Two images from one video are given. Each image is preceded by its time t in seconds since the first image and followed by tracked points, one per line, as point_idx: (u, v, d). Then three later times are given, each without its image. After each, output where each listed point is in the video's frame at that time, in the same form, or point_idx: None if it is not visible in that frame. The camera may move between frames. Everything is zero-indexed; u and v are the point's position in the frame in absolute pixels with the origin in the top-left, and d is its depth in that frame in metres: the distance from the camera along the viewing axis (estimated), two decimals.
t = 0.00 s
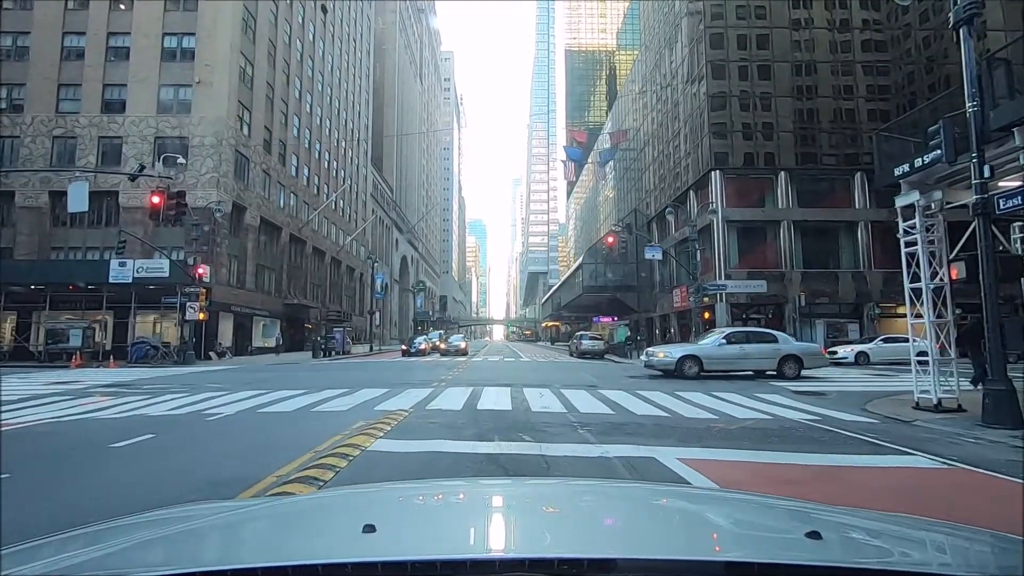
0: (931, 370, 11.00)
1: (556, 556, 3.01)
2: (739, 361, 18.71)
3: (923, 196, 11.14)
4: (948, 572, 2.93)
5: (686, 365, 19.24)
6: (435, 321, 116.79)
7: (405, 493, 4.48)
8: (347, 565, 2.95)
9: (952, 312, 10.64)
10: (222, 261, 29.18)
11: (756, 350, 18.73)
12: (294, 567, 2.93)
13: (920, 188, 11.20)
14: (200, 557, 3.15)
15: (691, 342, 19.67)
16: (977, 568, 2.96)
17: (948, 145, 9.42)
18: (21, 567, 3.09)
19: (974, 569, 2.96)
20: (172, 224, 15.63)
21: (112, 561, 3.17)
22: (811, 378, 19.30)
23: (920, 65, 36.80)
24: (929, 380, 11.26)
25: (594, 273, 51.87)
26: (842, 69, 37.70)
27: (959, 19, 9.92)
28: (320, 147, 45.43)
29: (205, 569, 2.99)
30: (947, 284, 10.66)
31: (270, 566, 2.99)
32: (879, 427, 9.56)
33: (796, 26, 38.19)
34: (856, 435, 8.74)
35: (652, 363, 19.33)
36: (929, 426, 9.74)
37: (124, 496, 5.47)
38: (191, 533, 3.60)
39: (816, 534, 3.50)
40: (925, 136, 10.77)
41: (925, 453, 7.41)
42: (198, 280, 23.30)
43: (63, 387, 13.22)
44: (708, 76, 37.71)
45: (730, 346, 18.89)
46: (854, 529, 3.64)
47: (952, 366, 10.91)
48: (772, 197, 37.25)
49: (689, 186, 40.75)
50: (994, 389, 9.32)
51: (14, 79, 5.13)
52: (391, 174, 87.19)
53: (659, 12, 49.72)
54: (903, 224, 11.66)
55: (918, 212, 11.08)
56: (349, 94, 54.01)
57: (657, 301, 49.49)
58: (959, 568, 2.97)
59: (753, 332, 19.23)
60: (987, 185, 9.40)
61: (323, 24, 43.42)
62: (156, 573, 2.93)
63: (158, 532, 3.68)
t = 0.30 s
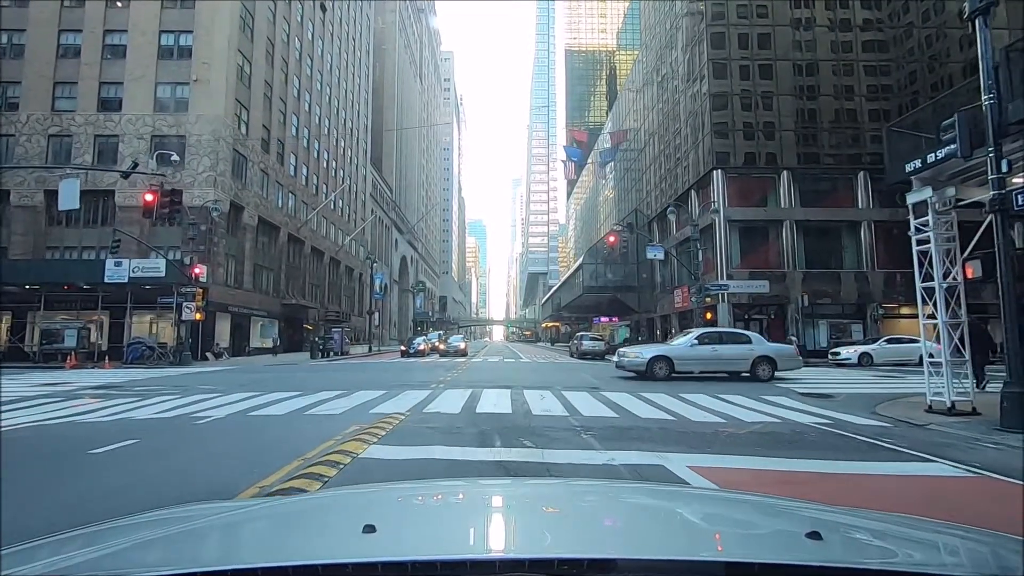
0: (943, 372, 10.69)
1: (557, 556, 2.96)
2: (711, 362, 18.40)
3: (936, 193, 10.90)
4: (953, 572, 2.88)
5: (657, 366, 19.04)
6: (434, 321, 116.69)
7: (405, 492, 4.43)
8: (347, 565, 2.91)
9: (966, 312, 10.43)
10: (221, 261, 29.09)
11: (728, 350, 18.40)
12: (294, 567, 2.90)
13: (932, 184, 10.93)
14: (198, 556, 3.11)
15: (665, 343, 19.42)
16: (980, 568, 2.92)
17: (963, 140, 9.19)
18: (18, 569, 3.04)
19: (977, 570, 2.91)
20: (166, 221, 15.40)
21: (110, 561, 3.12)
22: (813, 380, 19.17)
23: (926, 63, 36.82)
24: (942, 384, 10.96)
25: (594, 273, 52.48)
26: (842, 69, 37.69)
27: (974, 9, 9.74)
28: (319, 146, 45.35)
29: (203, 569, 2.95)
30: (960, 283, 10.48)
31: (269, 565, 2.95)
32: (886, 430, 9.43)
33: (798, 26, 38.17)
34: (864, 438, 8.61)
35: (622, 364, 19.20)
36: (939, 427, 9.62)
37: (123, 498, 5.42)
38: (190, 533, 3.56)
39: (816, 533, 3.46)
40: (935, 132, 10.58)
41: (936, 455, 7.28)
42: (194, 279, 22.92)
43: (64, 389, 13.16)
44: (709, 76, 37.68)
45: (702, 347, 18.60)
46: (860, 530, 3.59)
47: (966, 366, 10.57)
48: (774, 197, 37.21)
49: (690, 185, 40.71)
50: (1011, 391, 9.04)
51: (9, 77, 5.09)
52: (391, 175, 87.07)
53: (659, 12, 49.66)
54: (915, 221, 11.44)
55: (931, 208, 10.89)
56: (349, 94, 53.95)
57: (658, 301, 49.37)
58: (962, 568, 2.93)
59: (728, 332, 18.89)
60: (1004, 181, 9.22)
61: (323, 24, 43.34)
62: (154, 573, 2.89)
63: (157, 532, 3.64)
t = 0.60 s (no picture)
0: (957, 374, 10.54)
1: (556, 556, 2.92)
2: (678, 362, 18.27)
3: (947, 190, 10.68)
4: (956, 574, 2.84)
5: (624, 366, 18.87)
6: (433, 321, 116.57)
7: (404, 493, 4.37)
8: (346, 565, 2.88)
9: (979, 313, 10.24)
10: (221, 262, 28.98)
11: (695, 351, 18.28)
12: (294, 567, 2.87)
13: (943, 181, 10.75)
14: (196, 556, 3.07)
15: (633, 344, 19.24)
16: (984, 570, 2.88)
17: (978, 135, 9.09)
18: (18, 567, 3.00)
19: (980, 571, 2.87)
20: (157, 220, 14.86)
21: (108, 561, 3.08)
22: (812, 381, 19.13)
23: (928, 62, 37.15)
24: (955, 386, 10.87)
25: (594, 273, 52.73)
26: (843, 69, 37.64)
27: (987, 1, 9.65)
28: (317, 146, 45.35)
29: (202, 568, 2.91)
30: (972, 282, 10.34)
31: (269, 565, 2.91)
32: (896, 433, 9.32)
33: (798, 26, 38.11)
34: (876, 441, 8.53)
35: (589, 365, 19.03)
36: (955, 431, 9.49)
37: (118, 500, 5.33)
38: (190, 532, 3.53)
39: (816, 534, 3.42)
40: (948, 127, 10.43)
41: (950, 460, 7.17)
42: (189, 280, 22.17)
43: (65, 391, 13.11)
44: (711, 75, 37.65)
45: (669, 347, 18.47)
46: (863, 531, 3.55)
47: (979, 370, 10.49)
48: (776, 196, 37.16)
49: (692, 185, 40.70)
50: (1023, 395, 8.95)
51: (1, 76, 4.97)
52: (390, 175, 86.92)
53: (660, 12, 49.58)
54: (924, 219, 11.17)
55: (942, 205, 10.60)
56: (349, 95, 53.96)
57: (658, 301, 49.31)
58: (966, 569, 2.88)
59: (696, 332, 18.75)
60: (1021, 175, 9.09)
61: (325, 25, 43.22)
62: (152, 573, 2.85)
63: (157, 532, 3.60)
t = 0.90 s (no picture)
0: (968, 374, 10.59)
1: (556, 556, 2.90)
2: (643, 363, 18.18)
3: (958, 185, 10.84)
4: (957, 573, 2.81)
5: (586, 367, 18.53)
6: (433, 321, 116.44)
7: (403, 493, 4.33)
8: (346, 565, 2.84)
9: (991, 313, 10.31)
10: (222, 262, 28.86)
11: (659, 351, 18.25)
12: (293, 567, 2.84)
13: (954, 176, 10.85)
14: (197, 557, 3.04)
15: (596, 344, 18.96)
16: (982, 569, 2.86)
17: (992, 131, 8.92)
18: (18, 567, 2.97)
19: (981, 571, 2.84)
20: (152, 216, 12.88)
21: (108, 562, 3.04)
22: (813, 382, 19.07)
23: (931, 60, 37.10)
24: (966, 386, 10.88)
25: (594, 273, 53.03)
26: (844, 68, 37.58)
27: None
28: (317, 146, 45.27)
29: (202, 568, 2.88)
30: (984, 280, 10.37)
31: (269, 565, 2.88)
32: (906, 437, 9.23)
33: (800, 24, 38.03)
34: (888, 444, 8.46)
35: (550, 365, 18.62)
36: (967, 433, 9.41)
37: (116, 502, 5.27)
38: (190, 532, 3.49)
39: (815, 534, 3.39)
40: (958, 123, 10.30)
41: (963, 462, 7.09)
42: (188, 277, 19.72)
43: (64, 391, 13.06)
44: (712, 73, 37.66)
45: (633, 347, 18.37)
46: (866, 532, 3.50)
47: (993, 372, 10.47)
48: (778, 194, 37.08)
49: (693, 183, 40.71)
50: None
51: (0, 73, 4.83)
52: (390, 175, 86.79)
53: (660, 11, 49.52)
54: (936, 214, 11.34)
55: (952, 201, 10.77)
56: (349, 94, 53.90)
57: (659, 301, 49.26)
58: (967, 569, 2.85)
59: (661, 331, 18.70)
60: None
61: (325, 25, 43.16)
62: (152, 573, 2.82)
63: (159, 531, 3.57)
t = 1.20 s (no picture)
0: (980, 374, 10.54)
1: (556, 557, 2.87)
2: (605, 363, 17.87)
3: (968, 180, 10.06)
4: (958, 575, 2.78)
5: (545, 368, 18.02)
6: (433, 321, 116.51)
7: (402, 494, 4.30)
8: (347, 566, 2.82)
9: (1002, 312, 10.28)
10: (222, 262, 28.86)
11: (621, 351, 17.99)
12: (293, 568, 2.82)
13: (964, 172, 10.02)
14: (196, 557, 3.02)
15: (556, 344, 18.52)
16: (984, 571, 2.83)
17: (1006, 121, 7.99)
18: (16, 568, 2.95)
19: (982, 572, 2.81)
20: (149, 216, 15.07)
21: (107, 562, 3.03)
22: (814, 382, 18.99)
23: (933, 58, 36.68)
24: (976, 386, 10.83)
25: (595, 272, 53.07)
26: (845, 67, 37.44)
27: None
28: (316, 145, 45.26)
29: (201, 568, 2.87)
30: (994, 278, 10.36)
31: (269, 566, 2.86)
32: (913, 438, 9.17)
33: (799, 23, 37.99)
34: (900, 447, 8.34)
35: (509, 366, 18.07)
36: (978, 435, 9.31)
37: (114, 503, 5.25)
38: (189, 533, 3.48)
39: (815, 535, 3.36)
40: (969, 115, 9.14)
41: (972, 465, 7.02)
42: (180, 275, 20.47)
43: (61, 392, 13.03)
44: (712, 72, 37.64)
45: (595, 347, 18.04)
46: (868, 535, 3.46)
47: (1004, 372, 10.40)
48: (780, 193, 37.03)
49: (693, 182, 40.78)
50: None
51: None
52: (389, 174, 86.83)
53: (660, 10, 49.50)
54: (946, 210, 11.16)
55: (962, 196, 10.52)
56: (348, 93, 53.79)
57: (660, 301, 49.18)
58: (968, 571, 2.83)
59: (624, 331, 18.38)
60: None
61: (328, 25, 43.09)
62: (152, 574, 2.81)
63: (159, 531, 3.56)
